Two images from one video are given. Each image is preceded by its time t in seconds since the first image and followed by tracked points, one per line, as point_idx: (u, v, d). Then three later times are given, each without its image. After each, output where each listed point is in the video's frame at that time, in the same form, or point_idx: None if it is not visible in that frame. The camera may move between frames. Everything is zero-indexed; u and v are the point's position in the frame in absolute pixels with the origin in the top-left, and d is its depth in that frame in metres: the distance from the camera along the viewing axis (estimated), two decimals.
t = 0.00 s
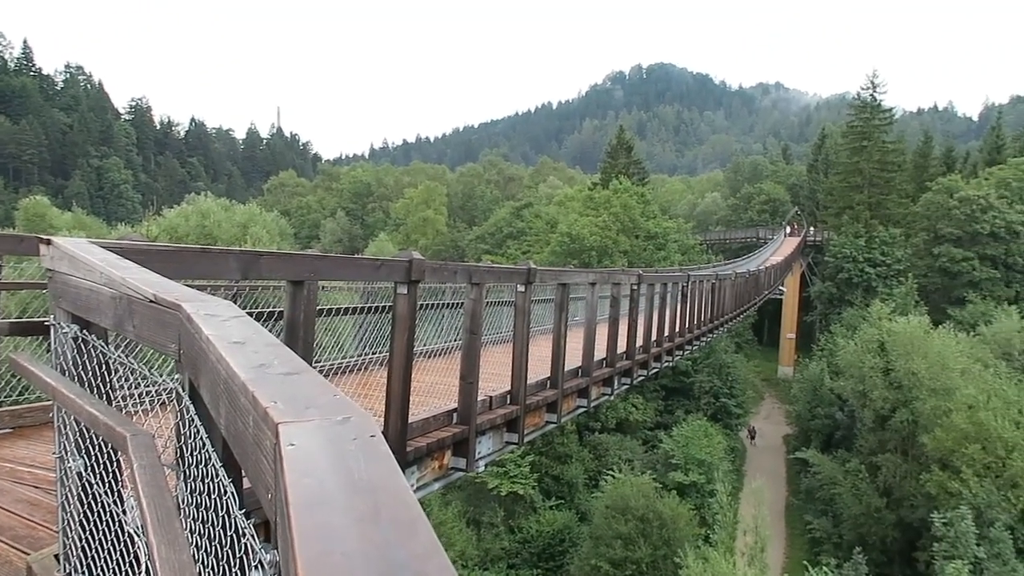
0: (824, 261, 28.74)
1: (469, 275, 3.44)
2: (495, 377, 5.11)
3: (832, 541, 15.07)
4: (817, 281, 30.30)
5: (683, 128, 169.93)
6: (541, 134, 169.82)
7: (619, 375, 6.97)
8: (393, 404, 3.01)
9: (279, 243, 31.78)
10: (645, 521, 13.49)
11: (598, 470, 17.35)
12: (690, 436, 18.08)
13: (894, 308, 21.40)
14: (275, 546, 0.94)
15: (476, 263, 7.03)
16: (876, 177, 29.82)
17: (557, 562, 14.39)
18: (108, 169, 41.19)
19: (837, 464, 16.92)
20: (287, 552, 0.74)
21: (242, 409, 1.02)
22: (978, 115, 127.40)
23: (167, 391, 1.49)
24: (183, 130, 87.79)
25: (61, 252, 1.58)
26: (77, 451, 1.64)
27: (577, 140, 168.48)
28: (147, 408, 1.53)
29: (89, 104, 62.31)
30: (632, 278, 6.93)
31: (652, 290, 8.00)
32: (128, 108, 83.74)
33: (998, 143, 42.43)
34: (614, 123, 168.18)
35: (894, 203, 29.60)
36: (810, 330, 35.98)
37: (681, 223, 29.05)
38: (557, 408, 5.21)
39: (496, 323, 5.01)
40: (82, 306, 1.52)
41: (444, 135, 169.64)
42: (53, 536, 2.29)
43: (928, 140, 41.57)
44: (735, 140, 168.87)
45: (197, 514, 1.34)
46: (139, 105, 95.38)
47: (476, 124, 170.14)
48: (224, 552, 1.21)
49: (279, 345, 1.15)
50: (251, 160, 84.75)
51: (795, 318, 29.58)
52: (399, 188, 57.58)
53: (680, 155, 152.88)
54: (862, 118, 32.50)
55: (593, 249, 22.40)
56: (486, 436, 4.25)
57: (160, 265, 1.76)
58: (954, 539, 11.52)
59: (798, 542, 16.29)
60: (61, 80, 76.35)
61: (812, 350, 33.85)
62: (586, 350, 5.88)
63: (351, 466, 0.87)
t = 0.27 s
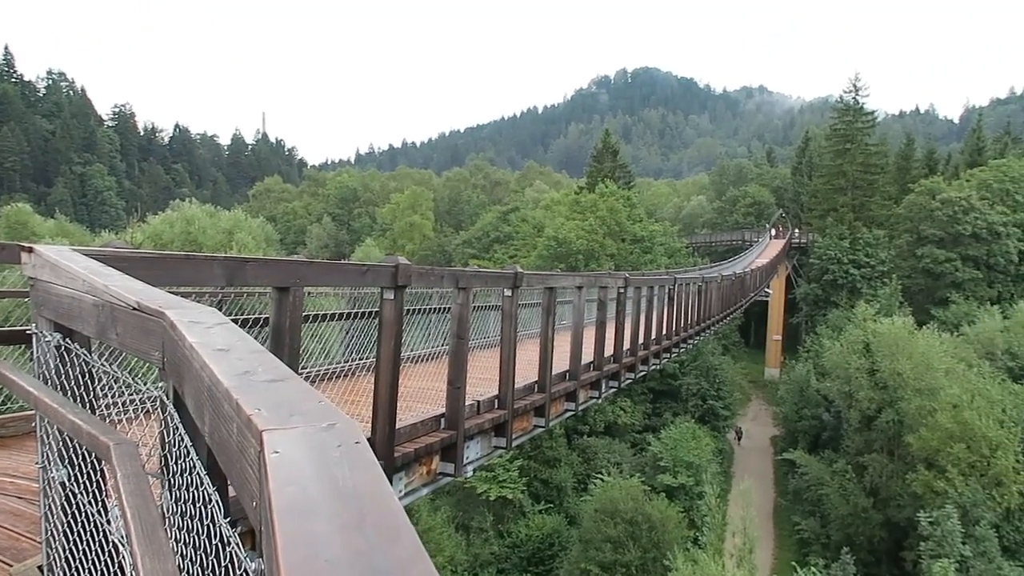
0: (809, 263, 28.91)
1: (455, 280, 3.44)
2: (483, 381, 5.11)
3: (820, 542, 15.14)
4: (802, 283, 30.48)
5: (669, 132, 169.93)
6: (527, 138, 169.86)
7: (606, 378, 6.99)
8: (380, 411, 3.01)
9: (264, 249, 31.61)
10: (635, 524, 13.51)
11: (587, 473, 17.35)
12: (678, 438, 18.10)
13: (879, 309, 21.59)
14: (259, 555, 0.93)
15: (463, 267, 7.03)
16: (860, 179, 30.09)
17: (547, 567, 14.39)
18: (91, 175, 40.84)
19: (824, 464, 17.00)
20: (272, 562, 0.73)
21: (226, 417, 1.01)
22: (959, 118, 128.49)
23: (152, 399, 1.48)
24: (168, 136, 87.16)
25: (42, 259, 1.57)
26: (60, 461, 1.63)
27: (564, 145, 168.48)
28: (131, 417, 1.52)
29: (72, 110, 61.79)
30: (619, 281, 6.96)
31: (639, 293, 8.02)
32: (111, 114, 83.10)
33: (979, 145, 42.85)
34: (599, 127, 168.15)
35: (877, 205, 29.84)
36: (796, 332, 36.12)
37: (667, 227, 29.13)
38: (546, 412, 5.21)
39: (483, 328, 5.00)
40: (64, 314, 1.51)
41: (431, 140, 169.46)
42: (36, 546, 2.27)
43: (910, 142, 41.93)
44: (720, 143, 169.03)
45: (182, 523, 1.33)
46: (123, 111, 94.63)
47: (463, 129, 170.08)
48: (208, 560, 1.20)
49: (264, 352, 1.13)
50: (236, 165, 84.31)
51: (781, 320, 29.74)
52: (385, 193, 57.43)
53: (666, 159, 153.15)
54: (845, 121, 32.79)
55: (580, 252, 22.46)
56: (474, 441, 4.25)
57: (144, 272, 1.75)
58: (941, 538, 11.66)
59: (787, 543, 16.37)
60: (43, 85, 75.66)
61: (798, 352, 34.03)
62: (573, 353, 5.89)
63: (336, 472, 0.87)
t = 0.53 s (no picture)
0: (796, 265, 29.08)
1: (443, 286, 3.44)
2: (472, 387, 5.10)
3: (810, 543, 15.22)
4: (789, 285, 30.65)
5: (655, 136, 169.93)
6: (514, 143, 169.90)
7: (596, 383, 7.01)
8: (369, 418, 3.00)
9: (251, 257, 31.50)
10: (625, 527, 13.55)
11: (577, 478, 17.35)
12: (668, 442, 18.13)
13: (865, 310, 21.73)
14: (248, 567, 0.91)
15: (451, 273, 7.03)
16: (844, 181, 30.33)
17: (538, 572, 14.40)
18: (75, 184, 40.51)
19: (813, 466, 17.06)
20: None
21: (212, 427, 0.99)
22: (942, 120, 129.64)
23: (137, 410, 1.47)
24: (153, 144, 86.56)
25: (25, 270, 1.56)
26: (44, 473, 1.61)
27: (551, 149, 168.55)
28: (117, 427, 1.50)
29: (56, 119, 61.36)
30: (607, 285, 6.98)
31: (627, 297, 8.04)
32: (95, 123, 82.54)
33: (961, 147, 43.27)
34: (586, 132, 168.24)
35: (861, 207, 30.08)
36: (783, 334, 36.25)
37: (654, 230, 29.23)
38: (535, 417, 5.21)
39: (471, 333, 5.00)
40: (48, 324, 1.50)
41: (418, 146, 169.35)
42: (19, 559, 2.25)
43: (893, 144, 42.25)
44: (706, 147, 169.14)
45: (169, 534, 1.31)
46: (106, 120, 93.85)
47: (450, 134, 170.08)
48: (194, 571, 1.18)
49: (251, 362, 1.12)
50: (222, 174, 83.86)
51: (768, 323, 29.89)
52: (372, 200, 57.32)
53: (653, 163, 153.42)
54: (829, 124, 33.12)
55: (568, 257, 22.51)
56: (464, 447, 4.24)
57: (129, 282, 1.74)
58: (929, 537, 11.73)
59: (777, 545, 16.43)
60: (26, 94, 75.07)
61: (786, 354, 34.18)
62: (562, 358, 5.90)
63: (324, 481, 0.85)
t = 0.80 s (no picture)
0: (782, 268, 29.24)
1: (431, 291, 3.43)
2: (461, 392, 5.10)
3: (798, 544, 15.31)
4: (775, 287, 30.81)
5: (641, 140, 169.84)
6: (502, 148, 169.95)
7: (584, 387, 7.03)
8: (356, 424, 2.99)
9: (238, 264, 31.38)
10: (615, 531, 13.59)
11: (567, 482, 17.36)
12: (657, 445, 18.17)
13: (850, 312, 21.87)
14: None
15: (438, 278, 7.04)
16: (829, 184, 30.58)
17: None
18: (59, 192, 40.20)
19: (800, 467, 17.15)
20: None
21: (197, 434, 0.96)
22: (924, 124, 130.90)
23: (123, 420, 1.45)
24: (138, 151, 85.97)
25: (9, 278, 1.55)
26: (29, 485, 1.59)
27: (539, 154, 168.77)
28: (101, 437, 1.48)
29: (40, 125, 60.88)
30: (594, 289, 7.00)
31: (614, 301, 8.07)
32: (79, 129, 81.97)
33: (943, 149, 43.69)
34: (572, 137, 168.34)
35: (846, 209, 30.53)
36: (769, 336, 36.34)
37: (641, 234, 29.33)
38: (524, 422, 5.22)
39: (459, 339, 5.00)
40: (31, 334, 1.49)
41: (406, 151, 169.14)
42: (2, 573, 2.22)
43: (877, 148, 42.61)
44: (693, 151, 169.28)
45: (155, 545, 1.29)
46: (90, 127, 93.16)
47: (438, 139, 170.02)
48: None
49: (237, 369, 1.10)
50: (208, 181, 83.41)
51: (755, 325, 30.06)
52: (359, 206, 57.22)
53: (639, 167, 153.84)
54: (814, 128, 33.40)
55: (555, 261, 22.44)
56: (453, 453, 4.23)
57: (113, 289, 1.73)
58: (916, 537, 11.79)
59: (766, 547, 16.50)
60: (8, 101, 74.47)
61: (773, 356, 34.37)
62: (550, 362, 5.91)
63: (309, 487, 0.81)
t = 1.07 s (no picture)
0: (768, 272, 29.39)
1: (418, 297, 3.43)
2: (449, 399, 5.09)
3: (787, 546, 15.40)
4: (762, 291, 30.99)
5: (627, 145, 169.92)
6: (489, 153, 169.96)
7: (572, 392, 7.03)
8: (345, 431, 2.97)
9: (224, 271, 31.23)
10: (604, 536, 13.65)
11: (556, 487, 17.35)
12: (646, 449, 18.20)
13: (837, 314, 22.02)
14: None
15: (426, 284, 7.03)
16: (814, 188, 30.81)
17: None
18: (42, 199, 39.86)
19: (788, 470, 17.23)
20: None
21: (182, 445, 0.94)
22: (907, 127, 131.81)
23: (108, 429, 1.44)
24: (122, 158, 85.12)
25: None
26: (12, 496, 1.57)
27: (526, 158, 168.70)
28: (86, 446, 1.47)
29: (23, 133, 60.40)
30: (582, 295, 7.02)
31: (602, 305, 8.09)
32: (63, 137, 81.33)
33: (926, 153, 44.14)
34: (558, 142, 168.29)
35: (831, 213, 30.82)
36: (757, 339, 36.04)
37: (628, 239, 29.42)
38: (512, 428, 5.21)
39: (447, 345, 4.99)
40: (15, 343, 1.47)
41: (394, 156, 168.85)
42: None
43: (860, 151, 42.97)
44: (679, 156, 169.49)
45: (139, 559, 1.27)
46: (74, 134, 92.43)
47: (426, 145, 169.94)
48: None
49: (222, 378, 1.09)
50: (193, 188, 82.96)
51: (742, 329, 30.22)
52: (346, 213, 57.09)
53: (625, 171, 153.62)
54: (798, 132, 33.70)
55: (543, 266, 22.41)
56: (441, 459, 4.22)
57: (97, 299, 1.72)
58: (903, 538, 11.84)
59: (755, 550, 16.56)
60: None
61: (760, 359, 34.54)
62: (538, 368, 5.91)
63: (293, 496, 0.80)
